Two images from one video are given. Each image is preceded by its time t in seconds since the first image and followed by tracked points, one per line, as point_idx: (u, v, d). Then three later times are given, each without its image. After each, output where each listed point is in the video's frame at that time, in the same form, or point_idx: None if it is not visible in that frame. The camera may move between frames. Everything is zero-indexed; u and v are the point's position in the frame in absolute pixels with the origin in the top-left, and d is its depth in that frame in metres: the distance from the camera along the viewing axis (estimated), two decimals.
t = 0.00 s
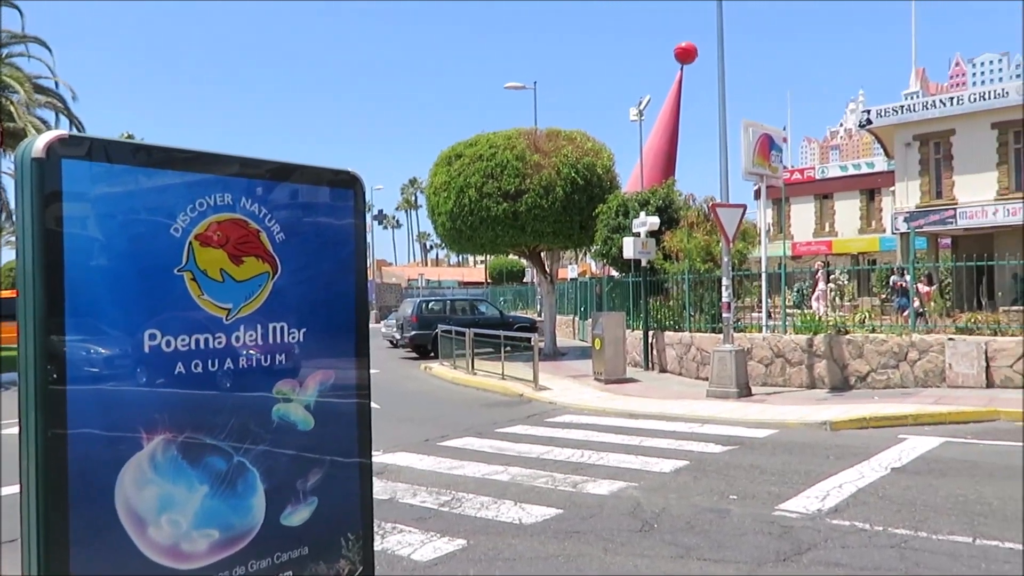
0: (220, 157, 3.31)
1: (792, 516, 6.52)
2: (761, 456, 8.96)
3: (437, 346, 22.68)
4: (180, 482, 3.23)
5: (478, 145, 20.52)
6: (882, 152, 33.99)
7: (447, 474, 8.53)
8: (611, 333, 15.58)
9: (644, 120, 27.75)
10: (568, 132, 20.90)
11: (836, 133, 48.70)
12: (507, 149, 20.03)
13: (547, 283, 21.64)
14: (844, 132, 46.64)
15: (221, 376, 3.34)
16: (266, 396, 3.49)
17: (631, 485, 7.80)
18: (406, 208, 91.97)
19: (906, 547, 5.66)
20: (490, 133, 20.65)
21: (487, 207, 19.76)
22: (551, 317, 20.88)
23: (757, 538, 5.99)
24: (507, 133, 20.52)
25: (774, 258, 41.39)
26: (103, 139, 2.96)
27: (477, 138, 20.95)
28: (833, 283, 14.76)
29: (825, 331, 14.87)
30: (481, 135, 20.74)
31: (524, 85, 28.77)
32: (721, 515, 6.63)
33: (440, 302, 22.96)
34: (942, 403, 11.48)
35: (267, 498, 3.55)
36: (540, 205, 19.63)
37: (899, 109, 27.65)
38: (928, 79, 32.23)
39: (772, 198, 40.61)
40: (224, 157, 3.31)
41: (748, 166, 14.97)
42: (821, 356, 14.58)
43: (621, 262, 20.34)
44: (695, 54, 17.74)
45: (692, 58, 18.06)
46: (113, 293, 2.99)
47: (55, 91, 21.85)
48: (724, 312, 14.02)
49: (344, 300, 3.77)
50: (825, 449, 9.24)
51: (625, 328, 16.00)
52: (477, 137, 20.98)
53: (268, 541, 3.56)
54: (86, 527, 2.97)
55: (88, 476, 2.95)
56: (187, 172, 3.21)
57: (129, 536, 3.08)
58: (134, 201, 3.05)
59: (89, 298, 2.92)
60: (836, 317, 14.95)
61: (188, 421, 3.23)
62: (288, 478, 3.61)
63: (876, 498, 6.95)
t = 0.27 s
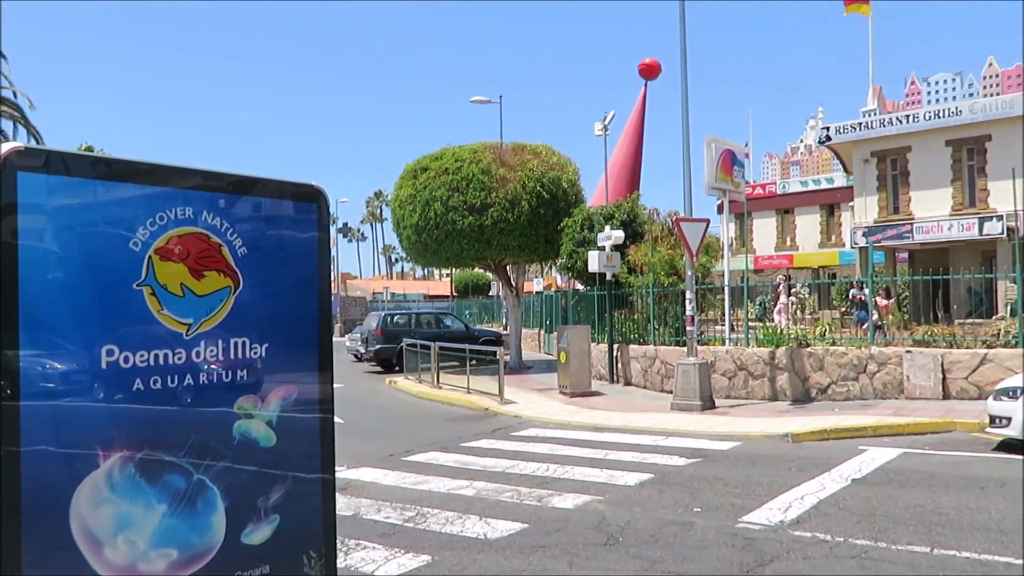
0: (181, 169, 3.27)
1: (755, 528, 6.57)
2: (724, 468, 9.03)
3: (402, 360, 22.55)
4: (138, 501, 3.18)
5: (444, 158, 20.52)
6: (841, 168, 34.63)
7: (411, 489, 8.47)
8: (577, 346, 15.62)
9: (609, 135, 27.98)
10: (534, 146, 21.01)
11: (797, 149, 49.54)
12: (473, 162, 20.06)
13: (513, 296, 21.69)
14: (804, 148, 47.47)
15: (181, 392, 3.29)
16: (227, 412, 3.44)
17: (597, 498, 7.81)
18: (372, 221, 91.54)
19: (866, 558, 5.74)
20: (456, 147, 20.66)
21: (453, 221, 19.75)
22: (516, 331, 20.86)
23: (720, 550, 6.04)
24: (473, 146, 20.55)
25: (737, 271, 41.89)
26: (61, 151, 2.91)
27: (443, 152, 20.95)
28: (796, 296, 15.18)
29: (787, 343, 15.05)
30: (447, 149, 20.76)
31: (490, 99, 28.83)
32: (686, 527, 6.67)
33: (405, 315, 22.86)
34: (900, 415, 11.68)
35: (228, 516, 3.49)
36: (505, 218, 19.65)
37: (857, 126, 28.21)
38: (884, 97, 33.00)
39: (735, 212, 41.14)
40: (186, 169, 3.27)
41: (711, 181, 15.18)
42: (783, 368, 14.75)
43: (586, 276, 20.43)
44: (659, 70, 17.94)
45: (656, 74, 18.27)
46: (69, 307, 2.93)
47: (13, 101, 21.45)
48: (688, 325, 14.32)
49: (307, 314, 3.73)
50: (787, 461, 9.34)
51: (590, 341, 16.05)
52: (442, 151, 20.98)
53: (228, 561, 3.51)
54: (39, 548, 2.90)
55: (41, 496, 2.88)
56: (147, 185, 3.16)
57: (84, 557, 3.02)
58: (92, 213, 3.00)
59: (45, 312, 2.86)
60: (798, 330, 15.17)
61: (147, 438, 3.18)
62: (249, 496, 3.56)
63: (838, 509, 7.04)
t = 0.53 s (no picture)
0: (140, 183, 3.22)
1: (718, 542, 6.62)
2: (688, 482, 9.08)
3: (365, 376, 22.38)
4: (93, 523, 3.11)
5: (408, 173, 20.48)
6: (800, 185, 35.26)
7: (375, 507, 8.38)
8: (541, 361, 15.63)
9: (572, 150, 28.16)
10: (498, 161, 21.07)
11: (757, 166, 50.34)
12: (437, 178, 20.03)
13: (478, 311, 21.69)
14: (764, 165, 48.26)
15: (139, 410, 3.23)
16: (186, 430, 3.38)
17: (561, 514, 7.80)
18: (335, 236, 90.88)
19: (827, 570, 5.80)
20: (420, 162, 20.64)
21: (417, 236, 19.69)
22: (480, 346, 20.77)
23: (684, 564, 6.06)
24: (438, 161, 20.55)
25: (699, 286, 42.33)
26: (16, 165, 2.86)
27: (408, 167, 20.91)
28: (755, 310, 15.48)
29: (749, 357, 15.15)
30: (412, 164, 20.72)
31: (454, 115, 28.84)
32: (650, 542, 6.69)
33: (369, 330, 22.71)
34: (860, 428, 11.86)
35: (187, 537, 3.43)
36: (469, 234, 19.65)
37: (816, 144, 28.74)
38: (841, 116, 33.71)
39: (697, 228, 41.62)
40: (145, 183, 3.23)
41: (673, 198, 15.35)
42: (745, 382, 14.86)
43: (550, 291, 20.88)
44: (622, 87, 18.13)
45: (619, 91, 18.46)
46: (23, 323, 2.87)
47: None
48: (651, 340, 14.33)
49: (269, 330, 3.68)
50: (750, 474, 9.42)
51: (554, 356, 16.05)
52: (407, 166, 20.93)
53: None
54: None
55: None
56: (105, 199, 3.11)
57: None
58: (48, 228, 2.94)
59: None
60: (759, 345, 15.31)
61: (102, 458, 3.11)
62: (208, 516, 3.50)
63: (799, 522, 7.11)
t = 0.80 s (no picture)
0: (103, 195, 3.18)
1: (687, 553, 6.65)
2: (657, 493, 9.12)
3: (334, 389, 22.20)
4: (53, 540, 3.04)
5: (378, 186, 20.41)
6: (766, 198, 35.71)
7: (343, 521, 8.31)
8: (511, 373, 15.61)
9: (542, 163, 28.28)
10: (468, 174, 21.08)
11: (724, 179, 50.93)
12: (407, 190, 19.99)
13: (447, 323, 21.61)
14: (731, 178, 48.84)
15: (101, 425, 3.18)
16: (150, 446, 3.33)
17: (531, 526, 7.79)
18: (304, 248, 90.24)
19: None
20: (389, 174, 20.60)
21: (386, 248, 19.61)
22: (450, 358, 20.69)
23: None
24: (407, 174, 20.51)
25: (668, 298, 42.65)
26: None
27: (377, 179, 20.84)
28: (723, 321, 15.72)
29: (717, 369, 15.28)
30: (381, 176, 20.67)
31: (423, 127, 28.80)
32: (619, 554, 6.70)
33: (338, 343, 22.52)
34: (826, 438, 12.00)
35: (150, 554, 3.38)
36: (439, 246, 19.61)
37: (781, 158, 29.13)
38: (806, 130, 34.27)
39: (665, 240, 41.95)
40: (108, 196, 3.19)
41: (642, 211, 15.47)
42: (713, 394, 14.94)
43: (520, 303, 21.08)
44: (591, 101, 18.25)
45: (589, 105, 18.59)
46: None
47: None
48: (621, 352, 14.37)
49: (236, 344, 3.64)
50: (718, 485, 9.49)
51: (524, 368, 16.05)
52: (376, 178, 20.88)
53: None
54: None
55: None
56: (66, 212, 3.07)
57: None
58: (7, 241, 2.89)
59: None
60: (727, 356, 15.44)
61: (63, 475, 3.05)
62: (172, 533, 3.45)
63: (767, 532, 7.17)
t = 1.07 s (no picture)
0: (75, 205, 3.14)
1: (662, 564, 6.67)
2: (633, 505, 9.13)
3: (309, 400, 22.02)
4: (18, 556, 3.00)
5: (354, 196, 20.33)
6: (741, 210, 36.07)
7: (317, 534, 8.23)
8: (487, 384, 15.59)
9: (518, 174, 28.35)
10: (444, 184, 21.06)
11: (699, 191, 51.35)
12: (383, 200, 19.92)
13: (423, 334, 21.51)
14: (706, 190, 49.24)
15: (71, 437, 3.14)
16: (120, 458, 3.29)
17: (507, 538, 7.77)
18: (279, 257, 89.59)
19: None
20: (366, 184, 20.53)
21: (362, 258, 19.53)
22: (426, 369, 20.62)
23: None
24: (383, 184, 20.43)
25: (644, 309, 42.85)
26: None
27: (353, 189, 20.76)
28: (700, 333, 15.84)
29: (692, 379, 15.36)
30: (357, 186, 20.60)
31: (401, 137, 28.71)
32: (595, 565, 6.70)
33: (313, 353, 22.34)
34: (800, 449, 12.10)
35: (120, 569, 3.33)
36: (415, 256, 19.58)
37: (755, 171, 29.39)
38: (780, 143, 34.65)
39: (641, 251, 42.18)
40: (80, 205, 3.15)
41: (618, 222, 15.53)
42: (688, 405, 15.00)
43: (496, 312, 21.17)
44: (568, 113, 18.34)
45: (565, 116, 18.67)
46: None
47: None
48: (597, 362, 14.42)
49: (209, 355, 3.60)
50: (693, 496, 9.52)
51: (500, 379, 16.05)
52: (352, 188, 20.80)
53: None
54: None
55: None
56: (37, 221, 3.03)
57: None
58: None
59: None
60: (702, 367, 15.53)
61: (30, 489, 3.01)
62: (143, 546, 3.40)
63: (741, 542, 7.21)
